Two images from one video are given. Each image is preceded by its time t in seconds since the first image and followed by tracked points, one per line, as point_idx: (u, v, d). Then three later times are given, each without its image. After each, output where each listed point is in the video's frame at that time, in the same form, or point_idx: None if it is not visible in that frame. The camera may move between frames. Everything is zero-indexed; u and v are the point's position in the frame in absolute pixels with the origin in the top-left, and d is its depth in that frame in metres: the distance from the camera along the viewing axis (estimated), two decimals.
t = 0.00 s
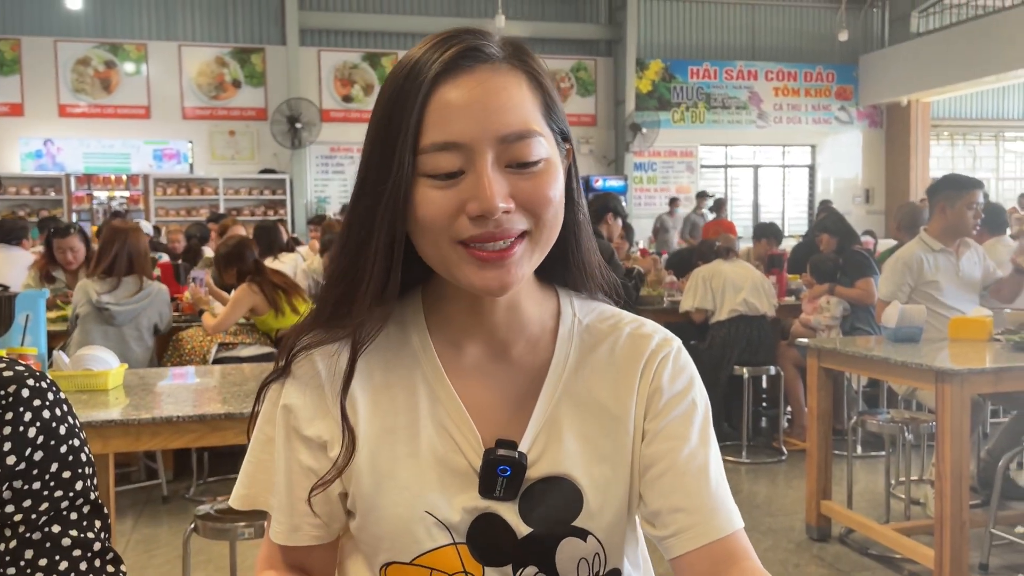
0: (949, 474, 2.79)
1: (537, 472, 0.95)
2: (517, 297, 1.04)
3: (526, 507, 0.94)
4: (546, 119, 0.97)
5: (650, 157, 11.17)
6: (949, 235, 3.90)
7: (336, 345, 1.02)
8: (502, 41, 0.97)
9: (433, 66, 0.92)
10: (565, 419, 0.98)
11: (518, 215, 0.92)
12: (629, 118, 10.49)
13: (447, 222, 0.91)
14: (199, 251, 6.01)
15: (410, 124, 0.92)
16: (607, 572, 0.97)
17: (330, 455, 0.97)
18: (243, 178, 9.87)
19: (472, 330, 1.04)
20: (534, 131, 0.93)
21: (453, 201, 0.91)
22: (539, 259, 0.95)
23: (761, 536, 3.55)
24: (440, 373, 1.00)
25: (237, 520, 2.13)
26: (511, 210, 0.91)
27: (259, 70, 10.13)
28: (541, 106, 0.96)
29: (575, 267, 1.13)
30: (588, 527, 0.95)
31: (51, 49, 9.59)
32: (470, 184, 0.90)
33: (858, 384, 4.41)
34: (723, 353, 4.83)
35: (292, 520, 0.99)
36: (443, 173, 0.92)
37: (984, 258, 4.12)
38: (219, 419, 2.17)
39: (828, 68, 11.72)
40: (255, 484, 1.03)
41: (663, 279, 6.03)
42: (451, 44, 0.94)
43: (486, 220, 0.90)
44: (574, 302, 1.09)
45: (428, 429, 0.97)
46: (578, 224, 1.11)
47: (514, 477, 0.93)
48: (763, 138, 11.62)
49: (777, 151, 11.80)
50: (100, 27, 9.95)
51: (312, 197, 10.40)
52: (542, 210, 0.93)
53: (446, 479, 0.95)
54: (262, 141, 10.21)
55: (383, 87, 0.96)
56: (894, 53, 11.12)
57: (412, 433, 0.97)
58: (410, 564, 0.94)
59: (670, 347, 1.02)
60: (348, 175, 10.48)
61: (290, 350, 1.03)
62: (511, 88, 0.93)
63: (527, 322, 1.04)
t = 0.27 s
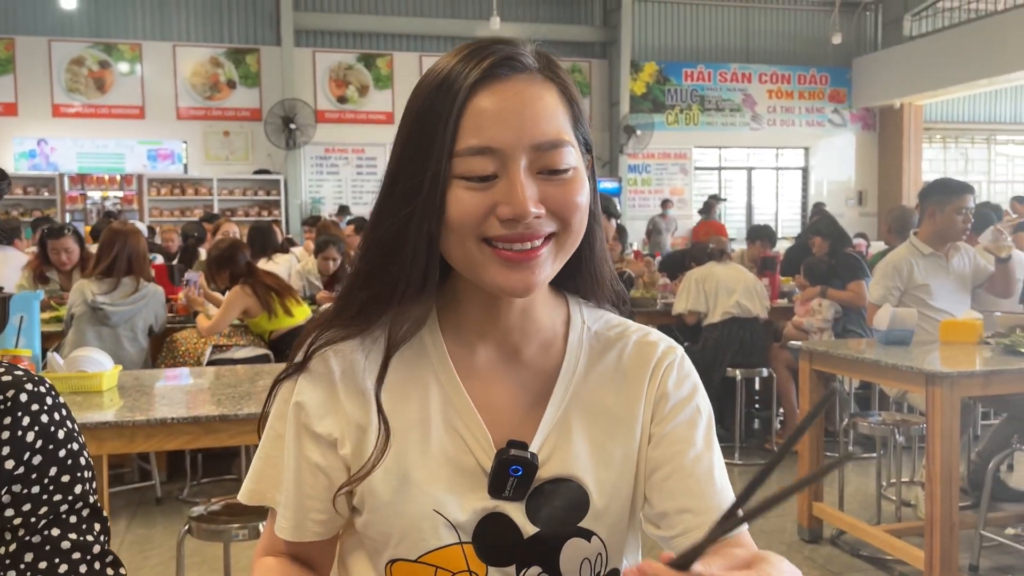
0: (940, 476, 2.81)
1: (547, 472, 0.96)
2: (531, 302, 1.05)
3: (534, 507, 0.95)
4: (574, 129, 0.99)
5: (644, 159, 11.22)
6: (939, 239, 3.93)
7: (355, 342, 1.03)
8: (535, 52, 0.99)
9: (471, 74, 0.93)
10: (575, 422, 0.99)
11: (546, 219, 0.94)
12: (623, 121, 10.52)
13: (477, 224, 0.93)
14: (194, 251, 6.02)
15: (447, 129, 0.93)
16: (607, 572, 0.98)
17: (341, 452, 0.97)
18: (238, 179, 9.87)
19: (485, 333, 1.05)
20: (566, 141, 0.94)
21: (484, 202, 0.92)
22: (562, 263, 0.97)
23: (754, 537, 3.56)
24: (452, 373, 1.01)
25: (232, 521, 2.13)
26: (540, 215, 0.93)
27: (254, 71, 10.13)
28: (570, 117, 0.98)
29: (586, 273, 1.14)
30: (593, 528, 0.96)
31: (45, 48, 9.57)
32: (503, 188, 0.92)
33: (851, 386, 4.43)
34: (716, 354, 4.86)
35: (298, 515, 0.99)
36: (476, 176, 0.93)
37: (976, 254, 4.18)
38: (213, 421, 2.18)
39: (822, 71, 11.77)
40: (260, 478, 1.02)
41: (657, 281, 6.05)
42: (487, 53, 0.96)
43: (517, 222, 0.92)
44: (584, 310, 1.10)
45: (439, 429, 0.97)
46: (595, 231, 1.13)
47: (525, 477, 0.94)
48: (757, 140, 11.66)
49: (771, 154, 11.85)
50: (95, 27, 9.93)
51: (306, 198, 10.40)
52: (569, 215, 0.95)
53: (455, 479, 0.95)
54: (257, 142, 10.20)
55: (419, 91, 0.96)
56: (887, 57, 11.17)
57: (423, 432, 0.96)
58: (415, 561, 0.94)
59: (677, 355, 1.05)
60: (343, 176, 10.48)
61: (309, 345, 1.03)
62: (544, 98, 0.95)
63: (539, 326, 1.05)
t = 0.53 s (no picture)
0: (932, 477, 2.82)
1: (553, 473, 0.98)
2: (538, 308, 1.05)
3: (536, 508, 0.96)
4: (587, 136, 0.99)
5: (638, 160, 11.23)
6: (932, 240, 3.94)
7: (367, 343, 1.04)
8: (552, 59, 1.00)
9: (485, 78, 0.94)
10: (579, 427, 1.00)
11: (554, 219, 0.94)
12: (617, 122, 10.54)
13: (486, 223, 0.93)
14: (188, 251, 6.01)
15: (461, 129, 0.94)
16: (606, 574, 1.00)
17: (348, 448, 0.97)
18: (232, 179, 9.84)
19: (493, 338, 1.05)
20: (579, 144, 0.95)
21: (494, 201, 0.93)
22: (570, 266, 0.97)
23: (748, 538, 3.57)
24: (459, 374, 1.01)
25: (225, 522, 2.13)
26: (548, 215, 0.93)
27: (248, 71, 10.11)
28: (584, 122, 0.99)
29: (597, 281, 1.14)
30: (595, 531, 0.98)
31: (38, 48, 9.54)
32: (513, 187, 0.92)
33: (844, 387, 4.45)
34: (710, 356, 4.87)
35: (305, 512, 0.97)
36: (487, 174, 0.93)
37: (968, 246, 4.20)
38: (206, 422, 2.18)
39: (816, 73, 11.81)
40: (261, 474, 1.00)
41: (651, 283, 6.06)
42: (504, 57, 0.97)
43: (526, 221, 0.92)
44: (590, 317, 1.11)
45: (444, 430, 0.98)
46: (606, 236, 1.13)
47: (529, 479, 0.94)
48: (751, 142, 11.69)
49: (765, 155, 11.87)
50: (89, 27, 9.90)
51: (301, 198, 10.38)
52: (579, 218, 0.95)
53: (460, 480, 0.96)
54: (251, 142, 10.18)
55: (434, 95, 0.97)
56: (881, 59, 11.21)
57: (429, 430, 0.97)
58: (418, 559, 0.95)
59: (679, 365, 1.07)
60: (338, 176, 10.47)
61: (322, 343, 1.04)
62: (558, 103, 0.95)
63: (546, 332, 1.06)
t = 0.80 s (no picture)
0: (926, 477, 2.83)
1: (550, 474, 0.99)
2: (538, 306, 1.04)
3: (533, 507, 0.96)
4: (584, 134, 0.99)
5: (633, 161, 11.24)
6: (926, 240, 3.95)
7: (369, 338, 1.04)
8: (552, 58, 1.00)
9: (481, 75, 0.95)
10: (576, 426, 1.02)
11: (546, 215, 0.93)
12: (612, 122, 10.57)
13: (479, 216, 0.93)
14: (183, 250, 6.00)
15: (457, 123, 0.94)
16: (602, 574, 1.00)
17: (352, 442, 0.98)
18: (226, 179, 9.82)
19: (491, 335, 1.05)
20: (573, 142, 0.95)
21: (486, 195, 0.93)
22: (564, 263, 0.97)
23: (742, 539, 3.58)
24: (458, 372, 1.02)
25: (220, 523, 2.13)
26: (540, 210, 0.92)
27: (243, 71, 10.09)
28: (581, 121, 0.99)
29: (596, 285, 1.16)
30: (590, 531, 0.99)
31: (32, 47, 9.51)
32: (505, 182, 0.93)
33: (838, 388, 4.46)
34: (704, 357, 4.88)
35: (308, 509, 0.96)
36: (480, 167, 0.93)
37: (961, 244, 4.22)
38: (201, 422, 2.17)
39: (810, 73, 11.84)
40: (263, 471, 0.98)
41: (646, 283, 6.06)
42: (502, 54, 0.97)
43: (517, 216, 0.92)
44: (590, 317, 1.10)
45: (443, 428, 1.00)
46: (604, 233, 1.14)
47: (527, 480, 0.91)
48: (746, 142, 11.71)
49: (759, 156, 11.89)
50: (83, 27, 9.87)
51: (295, 198, 10.37)
52: (571, 215, 0.95)
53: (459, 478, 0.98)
54: (245, 142, 10.16)
55: (434, 93, 0.98)
56: (874, 60, 11.24)
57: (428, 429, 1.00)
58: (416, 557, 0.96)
59: (677, 367, 1.07)
60: (333, 176, 10.45)
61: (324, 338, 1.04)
62: (554, 102, 0.95)
63: (546, 330, 1.06)
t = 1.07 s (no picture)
0: (921, 477, 2.83)
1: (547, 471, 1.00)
2: (538, 304, 1.04)
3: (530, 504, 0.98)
4: (587, 136, 0.99)
5: (629, 161, 11.23)
6: (921, 239, 3.97)
7: (367, 332, 1.03)
8: (558, 59, 1.00)
9: (488, 70, 0.95)
10: (574, 422, 1.02)
11: (544, 215, 0.93)
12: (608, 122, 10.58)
13: (478, 213, 0.93)
14: (178, 250, 5.99)
15: (462, 118, 0.94)
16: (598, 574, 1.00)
17: (351, 434, 0.97)
18: (222, 179, 9.81)
19: (490, 331, 1.04)
20: (575, 142, 0.95)
21: (488, 191, 0.93)
22: (561, 265, 0.97)
23: (738, 539, 3.58)
24: (458, 367, 1.02)
25: (215, 523, 2.12)
26: (539, 209, 0.92)
27: (239, 70, 10.07)
28: (585, 122, 0.99)
29: (595, 285, 1.16)
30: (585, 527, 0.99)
31: (27, 47, 9.48)
32: (505, 179, 0.92)
33: (833, 388, 4.47)
34: (700, 357, 4.88)
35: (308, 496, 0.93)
36: (480, 163, 0.93)
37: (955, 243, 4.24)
38: (196, 422, 2.17)
39: (806, 74, 11.85)
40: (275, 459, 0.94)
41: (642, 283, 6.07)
42: (509, 52, 0.97)
43: (516, 214, 0.91)
44: (587, 318, 1.10)
45: (442, 424, 1.00)
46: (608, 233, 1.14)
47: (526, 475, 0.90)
48: (741, 143, 11.72)
49: (755, 156, 11.90)
50: (78, 26, 9.84)
51: (291, 198, 10.36)
52: (569, 217, 0.95)
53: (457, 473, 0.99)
54: (241, 142, 10.15)
55: (440, 89, 0.97)
56: (870, 61, 11.26)
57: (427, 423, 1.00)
58: (412, 553, 0.95)
59: (674, 368, 1.07)
60: (329, 176, 10.44)
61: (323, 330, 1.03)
62: (558, 101, 0.95)
63: (545, 329, 1.06)
